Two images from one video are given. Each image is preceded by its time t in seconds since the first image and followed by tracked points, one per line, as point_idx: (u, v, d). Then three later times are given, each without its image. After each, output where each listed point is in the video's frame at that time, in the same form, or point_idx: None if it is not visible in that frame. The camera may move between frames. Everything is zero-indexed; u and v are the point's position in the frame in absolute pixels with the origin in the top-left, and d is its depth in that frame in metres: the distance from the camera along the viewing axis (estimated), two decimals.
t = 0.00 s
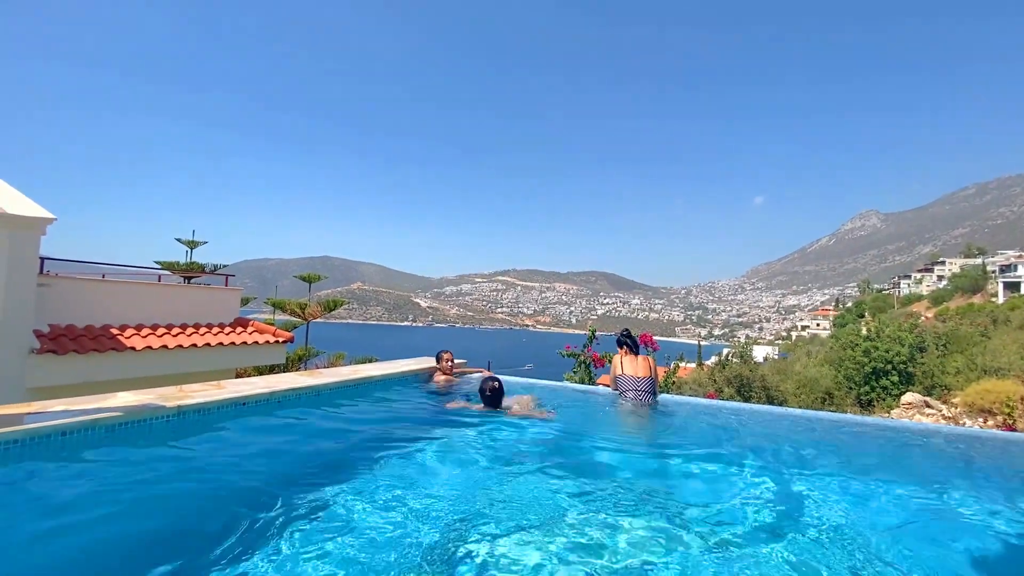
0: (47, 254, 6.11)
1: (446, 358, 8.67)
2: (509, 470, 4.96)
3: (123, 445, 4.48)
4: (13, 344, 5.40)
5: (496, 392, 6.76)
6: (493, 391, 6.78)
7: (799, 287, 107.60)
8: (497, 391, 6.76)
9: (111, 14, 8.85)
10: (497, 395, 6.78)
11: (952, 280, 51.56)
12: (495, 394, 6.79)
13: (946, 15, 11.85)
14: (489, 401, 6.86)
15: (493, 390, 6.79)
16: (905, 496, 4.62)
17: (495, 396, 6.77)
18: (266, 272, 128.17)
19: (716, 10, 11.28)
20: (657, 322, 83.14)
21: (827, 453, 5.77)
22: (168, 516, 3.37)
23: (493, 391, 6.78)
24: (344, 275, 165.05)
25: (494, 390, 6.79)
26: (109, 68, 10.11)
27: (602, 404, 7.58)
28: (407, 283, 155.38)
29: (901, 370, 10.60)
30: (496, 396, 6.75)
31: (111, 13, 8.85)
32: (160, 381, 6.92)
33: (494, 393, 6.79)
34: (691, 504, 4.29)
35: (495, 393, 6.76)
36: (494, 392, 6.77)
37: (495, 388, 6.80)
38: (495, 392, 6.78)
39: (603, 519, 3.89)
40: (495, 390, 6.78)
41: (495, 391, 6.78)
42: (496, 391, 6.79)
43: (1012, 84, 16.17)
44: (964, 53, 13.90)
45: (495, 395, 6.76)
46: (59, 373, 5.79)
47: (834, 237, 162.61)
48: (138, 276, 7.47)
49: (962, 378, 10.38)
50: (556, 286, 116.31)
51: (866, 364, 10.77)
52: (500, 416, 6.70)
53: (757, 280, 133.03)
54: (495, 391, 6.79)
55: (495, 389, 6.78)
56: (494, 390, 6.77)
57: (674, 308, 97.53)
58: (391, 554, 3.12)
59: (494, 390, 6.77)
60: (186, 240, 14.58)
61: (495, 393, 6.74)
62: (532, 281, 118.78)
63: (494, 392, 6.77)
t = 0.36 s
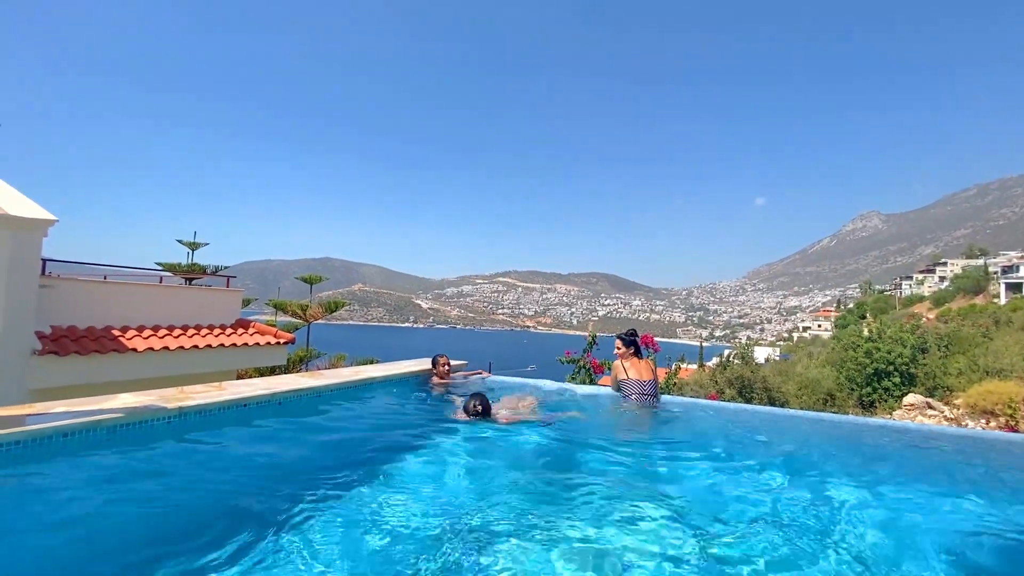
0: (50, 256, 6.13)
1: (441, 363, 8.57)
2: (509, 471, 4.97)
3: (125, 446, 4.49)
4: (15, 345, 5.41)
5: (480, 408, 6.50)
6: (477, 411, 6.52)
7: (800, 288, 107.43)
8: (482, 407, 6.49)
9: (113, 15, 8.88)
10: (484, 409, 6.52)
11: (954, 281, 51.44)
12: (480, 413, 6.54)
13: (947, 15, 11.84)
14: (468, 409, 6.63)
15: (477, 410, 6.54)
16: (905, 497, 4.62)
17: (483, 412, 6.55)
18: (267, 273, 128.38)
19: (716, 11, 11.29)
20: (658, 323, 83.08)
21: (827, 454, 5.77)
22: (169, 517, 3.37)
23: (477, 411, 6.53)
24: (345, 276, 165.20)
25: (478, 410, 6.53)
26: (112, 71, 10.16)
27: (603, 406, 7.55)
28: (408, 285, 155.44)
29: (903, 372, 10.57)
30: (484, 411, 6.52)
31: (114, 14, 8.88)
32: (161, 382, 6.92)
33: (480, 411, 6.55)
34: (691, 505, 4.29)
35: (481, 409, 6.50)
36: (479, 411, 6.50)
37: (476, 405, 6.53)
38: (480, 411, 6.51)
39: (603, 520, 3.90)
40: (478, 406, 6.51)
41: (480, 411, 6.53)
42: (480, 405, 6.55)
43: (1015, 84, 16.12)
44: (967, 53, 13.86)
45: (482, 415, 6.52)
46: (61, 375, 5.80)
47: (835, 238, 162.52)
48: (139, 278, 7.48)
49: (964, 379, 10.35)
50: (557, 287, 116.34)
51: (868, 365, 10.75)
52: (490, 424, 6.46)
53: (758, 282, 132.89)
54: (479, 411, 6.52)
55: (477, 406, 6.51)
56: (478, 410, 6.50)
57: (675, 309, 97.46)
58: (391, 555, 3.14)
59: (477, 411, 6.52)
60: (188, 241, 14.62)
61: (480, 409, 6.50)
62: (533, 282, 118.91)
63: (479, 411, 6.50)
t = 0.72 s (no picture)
0: (51, 258, 6.14)
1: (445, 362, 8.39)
2: (508, 472, 4.98)
3: (126, 448, 4.49)
4: (16, 346, 5.41)
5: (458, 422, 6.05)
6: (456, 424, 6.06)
7: (801, 288, 107.25)
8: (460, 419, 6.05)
9: (115, 17, 8.90)
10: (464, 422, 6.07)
11: (956, 281, 51.32)
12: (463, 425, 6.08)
13: (949, 15, 11.81)
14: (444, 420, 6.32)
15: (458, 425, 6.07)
16: (904, 497, 4.62)
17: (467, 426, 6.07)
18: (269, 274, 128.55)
19: (717, 11, 11.28)
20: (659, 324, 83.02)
21: (826, 455, 5.76)
22: (170, 517, 3.39)
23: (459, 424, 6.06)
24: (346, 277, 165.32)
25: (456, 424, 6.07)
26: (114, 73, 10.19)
27: (604, 407, 7.54)
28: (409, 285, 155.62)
29: (904, 373, 10.55)
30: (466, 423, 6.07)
31: (116, 16, 8.90)
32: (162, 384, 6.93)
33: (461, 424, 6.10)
34: (689, 505, 4.31)
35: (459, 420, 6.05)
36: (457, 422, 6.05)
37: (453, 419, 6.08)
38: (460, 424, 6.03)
39: (602, 521, 3.91)
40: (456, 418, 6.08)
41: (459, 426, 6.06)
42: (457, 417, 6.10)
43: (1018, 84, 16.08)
44: (970, 53, 13.83)
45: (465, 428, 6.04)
46: (63, 376, 5.81)
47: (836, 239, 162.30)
48: (141, 279, 7.49)
49: (966, 380, 10.32)
50: (558, 288, 116.35)
51: (870, 366, 10.73)
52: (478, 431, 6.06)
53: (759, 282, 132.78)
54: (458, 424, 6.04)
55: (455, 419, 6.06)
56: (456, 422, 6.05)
57: (676, 310, 97.35)
58: (390, 555, 3.16)
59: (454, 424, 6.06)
60: (189, 243, 14.64)
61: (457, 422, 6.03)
62: (534, 283, 118.92)
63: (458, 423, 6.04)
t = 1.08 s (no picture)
0: (53, 258, 6.15)
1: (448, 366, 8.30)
2: (508, 472, 4.99)
3: (128, 448, 4.50)
4: (18, 346, 5.42)
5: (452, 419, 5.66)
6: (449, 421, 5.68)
7: (802, 289, 107.17)
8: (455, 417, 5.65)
9: (115, 18, 8.90)
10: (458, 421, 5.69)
11: (958, 282, 51.25)
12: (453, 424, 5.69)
13: (951, 14, 11.77)
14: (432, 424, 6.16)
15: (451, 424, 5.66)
16: (905, 498, 4.61)
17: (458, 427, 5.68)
18: (269, 275, 128.63)
19: (718, 11, 11.27)
20: (659, 324, 82.97)
21: (827, 456, 5.76)
22: (173, 517, 3.40)
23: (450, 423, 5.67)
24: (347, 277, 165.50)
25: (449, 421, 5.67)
26: (116, 74, 10.20)
27: (605, 408, 7.53)
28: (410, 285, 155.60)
29: (906, 374, 10.52)
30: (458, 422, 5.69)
31: (118, 16, 8.90)
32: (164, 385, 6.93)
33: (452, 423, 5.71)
34: (690, 506, 4.32)
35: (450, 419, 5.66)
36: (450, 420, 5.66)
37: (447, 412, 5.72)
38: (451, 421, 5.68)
39: (603, 521, 3.91)
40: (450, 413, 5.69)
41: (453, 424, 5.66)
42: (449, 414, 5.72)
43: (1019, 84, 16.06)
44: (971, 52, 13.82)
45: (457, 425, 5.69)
46: (66, 377, 5.82)
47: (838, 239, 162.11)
48: (142, 279, 7.49)
49: (968, 381, 10.30)
50: (559, 288, 116.32)
51: (871, 367, 10.72)
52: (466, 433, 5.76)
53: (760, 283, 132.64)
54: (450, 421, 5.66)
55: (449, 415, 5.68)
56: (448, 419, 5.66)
57: (677, 310, 97.32)
58: (392, 554, 3.17)
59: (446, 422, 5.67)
60: (190, 243, 14.65)
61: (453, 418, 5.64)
62: (535, 283, 119.00)
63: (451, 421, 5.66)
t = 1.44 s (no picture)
0: (54, 258, 6.16)
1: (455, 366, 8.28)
2: (508, 472, 4.99)
3: (129, 448, 4.50)
4: (20, 347, 5.42)
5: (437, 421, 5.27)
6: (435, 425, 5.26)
7: (803, 289, 107.05)
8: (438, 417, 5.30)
9: (116, 18, 8.89)
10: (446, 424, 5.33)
11: (959, 282, 51.17)
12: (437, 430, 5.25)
13: (953, 14, 11.74)
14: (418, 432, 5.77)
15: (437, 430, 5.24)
16: (905, 498, 4.61)
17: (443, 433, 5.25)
18: (270, 275, 128.72)
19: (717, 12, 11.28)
20: (660, 325, 82.90)
21: (827, 456, 5.77)
22: (174, 517, 3.40)
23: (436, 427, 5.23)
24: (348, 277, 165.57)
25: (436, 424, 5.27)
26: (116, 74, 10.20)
27: (606, 409, 7.53)
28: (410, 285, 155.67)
29: (907, 374, 10.51)
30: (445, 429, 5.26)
31: (119, 17, 8.90)
32: (165, 385, 6.94)
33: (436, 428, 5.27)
34: (689, 506, 4.32)
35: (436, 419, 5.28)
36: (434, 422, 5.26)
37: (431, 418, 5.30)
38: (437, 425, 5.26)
39: (603, 521, 3.91)
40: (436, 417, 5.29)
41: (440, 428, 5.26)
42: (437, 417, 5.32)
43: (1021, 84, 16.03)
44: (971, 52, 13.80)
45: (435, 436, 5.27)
46: (67, 377, 5.83)
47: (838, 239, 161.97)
48: (143, 279, 7.50)
49: (969, 381, 10.28)
50: (559, 288, 116.34)
51: (872, 367, 10.71)
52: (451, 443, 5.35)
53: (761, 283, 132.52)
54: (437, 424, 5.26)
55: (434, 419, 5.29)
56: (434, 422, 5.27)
57: (677, 310, 97.25)
58: (391, 554, 3.17)
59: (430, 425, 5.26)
60: (191, 243, 14.67)
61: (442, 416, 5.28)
62: (535, 283, 118.98)
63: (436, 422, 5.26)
